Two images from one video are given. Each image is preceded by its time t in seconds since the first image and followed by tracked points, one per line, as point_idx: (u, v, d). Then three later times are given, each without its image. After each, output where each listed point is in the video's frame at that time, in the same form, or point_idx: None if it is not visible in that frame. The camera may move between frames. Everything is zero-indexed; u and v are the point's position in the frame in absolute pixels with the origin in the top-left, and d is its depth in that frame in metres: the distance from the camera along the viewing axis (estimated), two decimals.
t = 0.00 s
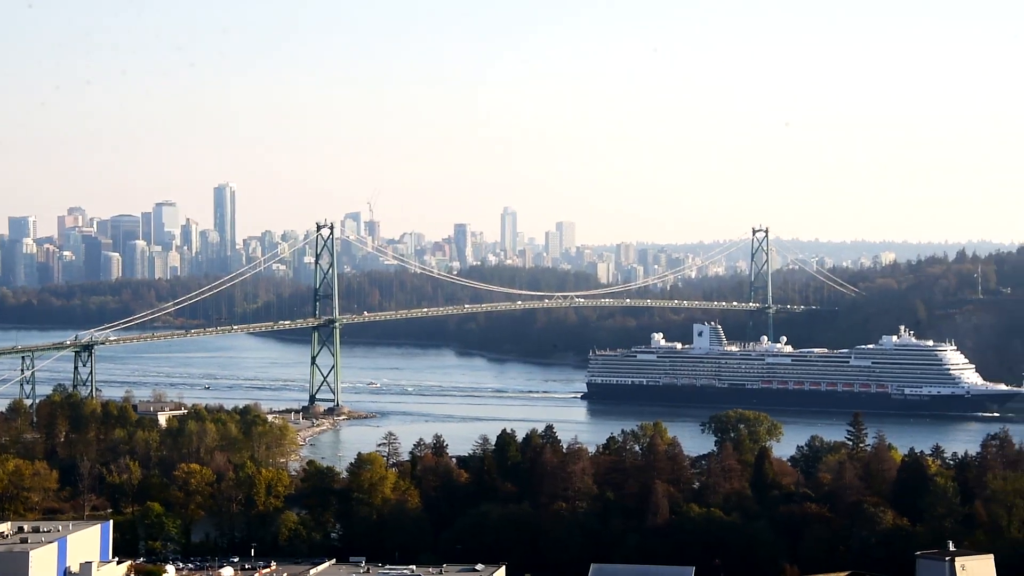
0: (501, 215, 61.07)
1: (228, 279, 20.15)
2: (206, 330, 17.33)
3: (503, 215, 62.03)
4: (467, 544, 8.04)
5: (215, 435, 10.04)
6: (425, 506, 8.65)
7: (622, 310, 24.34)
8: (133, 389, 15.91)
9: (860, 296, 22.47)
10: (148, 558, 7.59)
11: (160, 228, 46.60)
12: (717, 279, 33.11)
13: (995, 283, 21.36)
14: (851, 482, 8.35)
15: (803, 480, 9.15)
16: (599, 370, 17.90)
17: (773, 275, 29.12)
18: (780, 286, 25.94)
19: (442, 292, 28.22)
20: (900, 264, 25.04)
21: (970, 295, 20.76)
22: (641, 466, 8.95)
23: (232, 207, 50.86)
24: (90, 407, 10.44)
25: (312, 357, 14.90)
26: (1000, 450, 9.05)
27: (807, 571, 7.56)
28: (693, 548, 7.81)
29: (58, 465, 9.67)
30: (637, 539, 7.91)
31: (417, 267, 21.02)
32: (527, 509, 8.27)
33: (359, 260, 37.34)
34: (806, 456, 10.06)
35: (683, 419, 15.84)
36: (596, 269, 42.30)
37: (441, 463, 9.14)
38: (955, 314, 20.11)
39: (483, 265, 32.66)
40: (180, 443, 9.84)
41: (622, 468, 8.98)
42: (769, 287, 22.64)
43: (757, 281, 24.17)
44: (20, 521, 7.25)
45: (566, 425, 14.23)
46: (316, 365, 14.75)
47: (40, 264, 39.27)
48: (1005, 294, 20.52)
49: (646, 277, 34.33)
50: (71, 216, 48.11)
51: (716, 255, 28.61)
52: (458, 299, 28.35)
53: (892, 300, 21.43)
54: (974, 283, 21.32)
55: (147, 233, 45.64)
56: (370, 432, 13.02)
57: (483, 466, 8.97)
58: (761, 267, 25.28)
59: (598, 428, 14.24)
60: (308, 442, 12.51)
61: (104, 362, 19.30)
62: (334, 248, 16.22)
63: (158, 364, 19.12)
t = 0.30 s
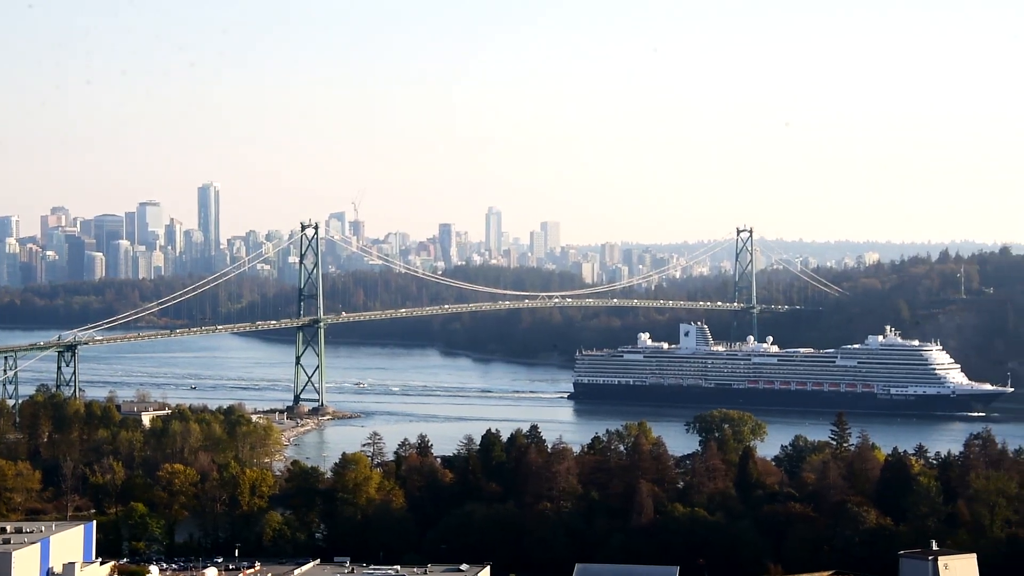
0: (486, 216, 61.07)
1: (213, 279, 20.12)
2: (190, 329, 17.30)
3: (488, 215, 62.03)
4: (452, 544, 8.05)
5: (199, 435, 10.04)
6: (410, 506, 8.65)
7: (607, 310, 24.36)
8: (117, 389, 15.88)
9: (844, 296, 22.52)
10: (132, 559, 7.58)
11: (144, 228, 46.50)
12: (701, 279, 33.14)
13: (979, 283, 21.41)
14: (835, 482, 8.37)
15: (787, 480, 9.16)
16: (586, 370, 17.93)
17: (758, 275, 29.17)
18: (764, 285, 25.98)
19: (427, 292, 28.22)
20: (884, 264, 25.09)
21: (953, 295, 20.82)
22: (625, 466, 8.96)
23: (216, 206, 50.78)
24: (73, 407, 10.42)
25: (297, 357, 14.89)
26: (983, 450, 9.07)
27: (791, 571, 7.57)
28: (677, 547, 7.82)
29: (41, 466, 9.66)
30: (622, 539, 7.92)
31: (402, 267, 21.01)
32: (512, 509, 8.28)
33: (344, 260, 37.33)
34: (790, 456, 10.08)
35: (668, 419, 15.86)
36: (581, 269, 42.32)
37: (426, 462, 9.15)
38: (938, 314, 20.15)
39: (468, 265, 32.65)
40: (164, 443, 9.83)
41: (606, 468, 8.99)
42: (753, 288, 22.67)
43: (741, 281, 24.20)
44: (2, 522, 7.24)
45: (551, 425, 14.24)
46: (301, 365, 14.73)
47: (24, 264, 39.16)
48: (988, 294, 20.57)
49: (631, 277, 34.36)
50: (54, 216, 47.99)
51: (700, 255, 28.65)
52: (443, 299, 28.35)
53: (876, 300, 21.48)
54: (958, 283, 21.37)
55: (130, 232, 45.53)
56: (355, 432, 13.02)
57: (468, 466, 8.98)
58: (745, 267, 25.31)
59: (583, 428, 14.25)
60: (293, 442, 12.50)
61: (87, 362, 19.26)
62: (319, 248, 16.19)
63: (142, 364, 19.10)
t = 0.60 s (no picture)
0: (471, 216, 61.07)
1: (197, 278, 20.09)
2: (174, 329, 17.27)
3: (473, 216, 62.03)
4: (437, 543, 8.04)
5: (183, 435, 10.03)
6: (395, 506, 8.65)
7: (591, 310, 24.37)
8: (100, 388, 15.85)
9: (828, 295, 22.55)
10: (116, 559, 7.58)
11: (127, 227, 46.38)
12: (686, 278, 33.17)
13: (962, 282, 21.46)
14: (819, 481, 8.39)
15: (772, 479, 9.17)
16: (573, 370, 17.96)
17: (742, 275, 29.19)
18: (749, 285, 26.00)
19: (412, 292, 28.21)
20: (868, 264, 25.13)
21: (936, 295, 20.86)
22: (610, 465, 8.97)
23: (200, 206, 50.68)
24: (56, 407, 10.40)
25: (282, 357, 14.87)
26: (967, 450, 9.07)
27: (775, 571, 7.58)
28: (662, 547, 7.83)
29: (24, 466, 9.64)
30: (607, 539, 7.92)
31: (387, 266, 20.98)
32: (497, 509, 8.28)
33: (329, 260, 37.28)
34: (774, 455, 10.10)
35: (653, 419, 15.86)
36: (566, 269, 42.33)
37: (411, 462, 9.15)
38: (921, 314, 20.19)
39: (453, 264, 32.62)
40: (148, 443, 9.81)
41: (592, 468, 8.99)
42: (738, 287, 22.69)
43: (725, 281, 24.23)
44: None
45: (536, 425, 14.24)
46: (285, 364, 14.71)
47: (7, 263, 39.04)
48: (971, 294, 20.62)
49: (616, 277, 34.39)
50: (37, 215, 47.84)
51: (685, 255, 28.66)
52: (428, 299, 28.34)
53: (860, 300, 21.51)
54: (941, 283, 21.42)
55: (114, 232, 45.41)
56: (340, 432, 13.00)
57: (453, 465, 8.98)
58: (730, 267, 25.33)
59: (568, 428, 14.25)
60: (278, 442, 12.49)
61: (71, 362, 19.21)
62: (303, 247, 16.16)
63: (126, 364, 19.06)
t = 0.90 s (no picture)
0: (456, 216, 61.05)
1: (183, 278, 20.07)
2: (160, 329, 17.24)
3: (459, 215, 62.02)
4: (422, 544, 8.04)
5: (169, 436, 10.02)
6: (381, 507, 8.65)
7: (577, 310, 24.39)
8: (85, 388, 15.82)
9: (813, 295, 22.60)
10: (100, 560, 7.56)
11: (112, 227, 46.28)
12: (672, 279, 33.22)
13: (946, 283, 21.52)
14: (804, 481, 8.40)
15: (756, 479, 9.19)
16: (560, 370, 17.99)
17: (727, 275, 29.24)
18: (734, 285, 26.04)
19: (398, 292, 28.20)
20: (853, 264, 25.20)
21: (921, 295, 20.92)
22: (596, 465, 8.98)
23: (185, 206, 50.59)
24: (41, 408, 10.38)
25: (267, 357, 14.85)
26: (952, 449, 9.10)
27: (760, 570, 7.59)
28: (648, 546, 7.84)
29: (8, 467, 9.62)
30: (592, 539, 7.92)
31: (373, 267, 20.97)
32: (483, 509, 8.28)
33: (315, 260, 37.27)
34: (760, 455, 10.13)
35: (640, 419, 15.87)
36: (552, 269, 42.36)
37: (396, 463, 9.15)
38: (906, 313, 20.24)
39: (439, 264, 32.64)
40: (133, 443, 9.80)
41: (577, 468, 9.00)
42: (723, 288, 22.72)
43: (711, 281, 24.26)
44: None
45: (522, 425, 14.24)
46: (271, 365, 14.70)
47: None
48: (956, 294, 20.68)
49: (602, 277, 34.42)
50: (21, 215, 47.71)
51: (670, 255, 28.71)
52: (414, 299, 28.34)
53: (845, 300, 21.55)
54: (926, 283, 21.48)
55: (99, 232, 45.31)
56: (326, 432, 13.00)
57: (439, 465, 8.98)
58: (715, 267, 25.38)
59: (554, 428, 14.26)
60: (263, 443, 12.50)
61: (56, 362, 19.17)
62: (288, 247, 16.14)
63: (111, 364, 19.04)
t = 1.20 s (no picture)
0: (441, 216, 61.07)
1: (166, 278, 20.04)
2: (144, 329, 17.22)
3: (443, 216, 62.03)
4: (407, 544, 8.04)
5: (152, 436, 10.02)
6: (365, 507, 8.65)
7: (561, 310, 24.42)
8: (68, 388, 15.79)
9: (796, 296, 22.66)
10: (83, 561, 7.55)
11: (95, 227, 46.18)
12: (656, 278, 33.28)
13: (929, 283, 21.59)
14: (788, 481, 8.42)
15: (740, 479, 9.21)
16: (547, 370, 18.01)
17: (711, 275, 29.29)
18: (718, 285, 26.09)
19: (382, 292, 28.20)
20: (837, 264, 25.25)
21: (905, 296, 20.97)
22: (581, 465, 8.99)
23: (169, 206, 50.51)
24: (24, 409, 10.37)
25: (251, 357, 14.84)
26: (934, 449, 9.13)
27: (744, 570, 7.60)
28: (631, 546, 7.85)
29: None
30: (577, 539, 7.93)
31: (357, 267, 20.97)
32: (467, 509, 8.29)
33: (299, 260, 37.25)
34: (744, 455, 10.15)
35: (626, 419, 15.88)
36: (537, 270, 42.41)
37: (380, 463, 9.15)
38: (889, 313, 20.29)
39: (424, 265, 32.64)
40: (116, 444, 9.79)
41: (562, 468, 9.01)
42: (707, 288, 22.77)
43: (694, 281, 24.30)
44: None
45: (507, 425, 14.26)
46: (255, 365, 14.69)
47: None
48: (939, 294, 20.74)
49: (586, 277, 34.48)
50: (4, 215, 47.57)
51: (654, 255, 28.75)
52: (398, 299, 28.34)
53: (829, 300, 21.61)
54: (909, 283, 21.54)
55: (82, 232, 45.21)
56: (310, 433, 13.00)
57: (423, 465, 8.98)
58: (700, 267, 25.41)
59: (539, 428, 14.27)
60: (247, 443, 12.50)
61: (39, 362, 19.13)
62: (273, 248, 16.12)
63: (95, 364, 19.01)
